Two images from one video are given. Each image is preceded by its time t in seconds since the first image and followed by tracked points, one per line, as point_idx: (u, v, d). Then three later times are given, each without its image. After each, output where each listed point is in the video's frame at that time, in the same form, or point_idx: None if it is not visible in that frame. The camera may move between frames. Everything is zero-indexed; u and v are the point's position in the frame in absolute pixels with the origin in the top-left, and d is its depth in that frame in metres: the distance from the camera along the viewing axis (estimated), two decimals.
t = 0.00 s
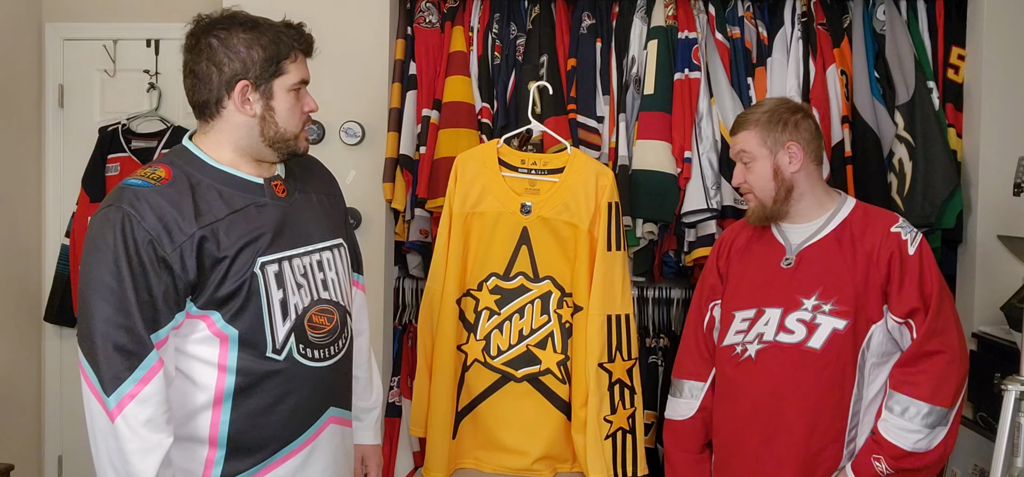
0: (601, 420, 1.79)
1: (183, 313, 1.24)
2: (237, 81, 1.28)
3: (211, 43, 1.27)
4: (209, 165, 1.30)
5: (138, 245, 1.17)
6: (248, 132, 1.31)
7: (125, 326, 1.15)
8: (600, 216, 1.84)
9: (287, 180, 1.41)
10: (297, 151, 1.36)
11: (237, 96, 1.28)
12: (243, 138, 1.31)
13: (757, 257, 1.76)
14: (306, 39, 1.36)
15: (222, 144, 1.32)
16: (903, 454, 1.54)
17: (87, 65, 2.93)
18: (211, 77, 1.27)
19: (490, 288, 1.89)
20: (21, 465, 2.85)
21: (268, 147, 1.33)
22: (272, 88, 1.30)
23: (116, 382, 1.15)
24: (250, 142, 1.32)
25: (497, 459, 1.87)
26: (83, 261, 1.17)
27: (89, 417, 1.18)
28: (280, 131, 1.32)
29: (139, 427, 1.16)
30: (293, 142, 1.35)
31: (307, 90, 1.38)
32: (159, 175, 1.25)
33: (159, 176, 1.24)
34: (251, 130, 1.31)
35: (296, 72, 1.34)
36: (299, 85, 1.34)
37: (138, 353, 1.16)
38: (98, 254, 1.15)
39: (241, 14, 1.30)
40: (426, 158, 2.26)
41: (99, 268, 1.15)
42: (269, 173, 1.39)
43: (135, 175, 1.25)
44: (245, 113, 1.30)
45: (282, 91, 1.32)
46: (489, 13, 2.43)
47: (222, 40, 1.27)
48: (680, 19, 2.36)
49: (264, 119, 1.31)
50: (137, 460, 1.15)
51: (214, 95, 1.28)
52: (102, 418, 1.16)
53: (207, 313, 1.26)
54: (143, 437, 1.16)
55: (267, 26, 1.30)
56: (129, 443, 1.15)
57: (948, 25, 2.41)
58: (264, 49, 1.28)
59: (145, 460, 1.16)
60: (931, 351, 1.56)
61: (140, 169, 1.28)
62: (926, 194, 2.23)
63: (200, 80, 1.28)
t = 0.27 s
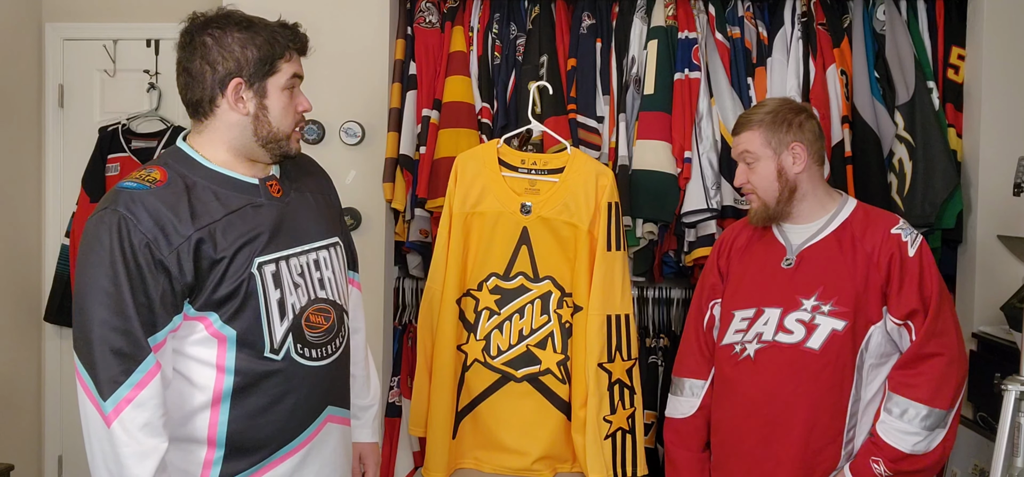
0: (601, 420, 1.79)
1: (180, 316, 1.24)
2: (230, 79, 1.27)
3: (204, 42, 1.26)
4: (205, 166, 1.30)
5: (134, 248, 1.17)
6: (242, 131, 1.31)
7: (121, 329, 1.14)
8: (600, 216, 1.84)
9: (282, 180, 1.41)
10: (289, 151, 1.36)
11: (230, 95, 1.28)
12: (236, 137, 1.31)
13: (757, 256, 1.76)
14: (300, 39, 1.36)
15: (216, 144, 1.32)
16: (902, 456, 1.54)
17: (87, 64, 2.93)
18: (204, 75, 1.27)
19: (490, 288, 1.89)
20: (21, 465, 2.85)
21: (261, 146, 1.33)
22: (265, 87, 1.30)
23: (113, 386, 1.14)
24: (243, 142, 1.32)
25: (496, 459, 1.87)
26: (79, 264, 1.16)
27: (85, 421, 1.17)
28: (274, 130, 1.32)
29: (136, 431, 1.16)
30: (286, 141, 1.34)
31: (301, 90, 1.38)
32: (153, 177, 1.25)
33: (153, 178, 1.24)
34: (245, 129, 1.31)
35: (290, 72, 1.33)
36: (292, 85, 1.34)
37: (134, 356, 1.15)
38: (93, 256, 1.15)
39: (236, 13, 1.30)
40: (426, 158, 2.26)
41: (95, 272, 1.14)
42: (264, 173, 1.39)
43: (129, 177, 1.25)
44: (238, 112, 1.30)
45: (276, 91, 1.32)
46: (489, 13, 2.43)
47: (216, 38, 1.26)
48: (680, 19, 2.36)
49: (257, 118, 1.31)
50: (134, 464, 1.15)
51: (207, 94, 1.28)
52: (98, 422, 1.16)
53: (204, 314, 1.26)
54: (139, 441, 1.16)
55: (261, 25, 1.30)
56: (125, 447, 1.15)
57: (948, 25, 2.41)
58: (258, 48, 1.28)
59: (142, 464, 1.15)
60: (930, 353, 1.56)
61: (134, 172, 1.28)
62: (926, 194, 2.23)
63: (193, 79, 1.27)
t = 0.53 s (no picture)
0: (601, 420, 1.79)
1: (175, 315, 1.23)
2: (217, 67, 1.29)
3: (195, 34, 1.30)
4: (198, 166, 1.30)
5: (128, 248, 1.16)
6: (228, 120, 1.31)
7: (116, 330, 1.14)
8: (600, 216, 1.84)
9: (276, 180, 1.41)
10: (278, 142, 1.35)
11: (215, 81, 1.29)
12: (223, 127, 1.31)
13: (756, 256, 1.76)
14: (292, 39, 1.39)
15: (206, 137, 1.32)
16: (901, 456, 1.54)
17: (86, 64, 2.93)
18: (193, 64, 1.29)
19: (490, 288, 1.90)
20: (21, 465, 2.85)
21: (247, 136, 1.32)
22: (251, 75, 1.31)
23: (109, 387, 1.13)
24: (230, 131, 1.31)
25: (496, 459, 1.87)
26: (73, 265, 1.15)
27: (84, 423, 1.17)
28: (260, 119, 1.32)
29: (132, 431, 1.15)
30: (273, 131, 1.34)
31: (293, 86, 1.39)
32: (146, 176, 1.25)
33: (147, 177, 1.24)
34: (231, 117, 1.31)
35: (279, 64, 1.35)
36: (281, 77, 1.35)
37: (130, 356, 1.14)
38: (87, 257, 1.14)
39: (229, 12, 1.35)
40: (426, 158, 2.26)
41: (89, 272, 1.13)
42: (257, 171, 1.39)
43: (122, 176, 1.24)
44: (224, 99, 1.30)
45: (263, 80, 1.32)
46: (489, 13, 2.43)
47: (206, 31, 1.30)
48: (680, 19, 2.36)
49: (243, 105, 1.31)
50: (130, 465, 1.14)
51: (196, 83, 1.29)
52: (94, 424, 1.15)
53: (199, 315, 1.26)
54: (136, 442, 1.15)
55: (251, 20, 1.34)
56: (121, 447, 1.14)
57: (948, 25, 2.41)
58: (246, 38, 1.31)
59: (139, 465, 1.14)
60: (929, 353, 1.56)
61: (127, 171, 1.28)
62: (926, 194, 2.23)
63: (184, 70, 1.30)
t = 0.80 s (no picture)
0: (601, 420, 1.79)
1: (169, 310, 1.23)
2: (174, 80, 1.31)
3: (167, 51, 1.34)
4: (197, 167, 1.31)
5: (124, 241, 1.18)
6: (189, 129, 1.32)
7: (112, 322, 1.14)
8: (600, 216, 1.84)
9: (275, 182, 1.40)
10: (230, 142, 1.29)
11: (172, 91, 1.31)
12: (190, 136, 1.32)
13: (756, 256, 1.76)
14: (244, 28, 1.32)
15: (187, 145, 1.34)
16: (901, 455, 1.54)
17: (86, 64, 2.93)
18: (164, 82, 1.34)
19: (490, 288, 1.90)
20: (21, 465, 2.85)
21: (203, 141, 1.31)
22: (194, 80, 1.29)
23: (105, 375, 1.13)
24: (194, 139, 1.32)
25: (496, 459, 1.87)
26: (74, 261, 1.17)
27: (81, 412, 1.16)
28: (205, 122, 1.29)
29: (127, 420, 1.14)
30: (219, 132, 1.29)
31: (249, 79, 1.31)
32: (145, 174, 1.26)
33: (145, 176, 1.26)
34: (189, 125, 1.31)
35: (221, 61, 1.29)
36: (227, 74, 1.29)
37: (124, 347, 1.14)
38: (84, 251, 1.16)
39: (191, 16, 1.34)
40: (426, 158, 2.26)
41: (88, 267, 1.15)
42: (259, 173, 1.39)
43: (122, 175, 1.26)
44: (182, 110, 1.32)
45: (206, 82, 1.29)
46: (489, 13, 2.43)
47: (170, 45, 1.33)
48: (680, 19, 2.36)
49: (193, 111, 1.30)
50: (123, 455, 1.12)
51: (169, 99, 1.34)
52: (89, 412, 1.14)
53: (194, 313, 1.26)
54: (130, 432, 1.14)
55: (200, 20, 1.31)
56: (117, 437, 1.13)
57: (948, 25, 2.41)
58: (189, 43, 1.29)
59: (131, 454, 1.13)
60: (928, 351, 1.56)
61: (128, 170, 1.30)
62: (926, 194, 2.23)
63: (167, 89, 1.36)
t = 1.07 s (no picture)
0: (601, 420, 1.79)
1: (156, 313, 1.24)
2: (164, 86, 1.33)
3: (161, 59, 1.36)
4: (192, 168, 1.31)
5: (109, 245, 1.18)
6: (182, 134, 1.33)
7: (98, 326, 1.15)
8: (600, 215, 1.84)
9: (274, 183, 1.39)
10: (217, 143, 1.29)
11: (167, 99, 1.33)
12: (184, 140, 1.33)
13: (756, 257, 1.76)
14: (220, 27, 1.31)
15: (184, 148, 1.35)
16: (901, 455, 1.54)
17: (87, 65, 2.93)
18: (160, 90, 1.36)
19: (490, 288, 1.89)
20: (20, 464, 2.85)
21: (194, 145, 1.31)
22: (179, 86, 1.30)
23: (88, 381, 1.14)
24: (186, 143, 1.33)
25: (497, 460, 1.87)
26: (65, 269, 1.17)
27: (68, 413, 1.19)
28: (193, 126, 1.29)
29: (110, 424, 1.16)
30: (206, 135, 1.29)
31: (232, 78, 1.30)
32: (137, 177, 1.27)
33: (137, 179, 1.27)
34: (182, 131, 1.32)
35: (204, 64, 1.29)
36: (209, 77, 1.29)
37: (108, 351, 1.16)
38: (70, 255, 1.17)
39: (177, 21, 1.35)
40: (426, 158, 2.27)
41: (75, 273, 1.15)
42: (256, 174, 1.38)
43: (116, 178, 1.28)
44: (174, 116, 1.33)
45: (190, 87, 1.29)
46: (489, 13, 2.43)
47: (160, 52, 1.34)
48: (680, 19, 2.36)
49: (182, 117, 1.31)
50: (107, 458, 1.16)
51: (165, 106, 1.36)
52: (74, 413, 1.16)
53: (183, 314, 1.26)
54: (113, 435, 1.16)
55: (180, 24, 1.31)
56: (100, 441, 1.16)
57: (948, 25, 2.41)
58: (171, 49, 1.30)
59: (114, 458, 1.16)
60: (929, 351, 1.56)
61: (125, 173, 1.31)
62: (926, 194, 2.23)
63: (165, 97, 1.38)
